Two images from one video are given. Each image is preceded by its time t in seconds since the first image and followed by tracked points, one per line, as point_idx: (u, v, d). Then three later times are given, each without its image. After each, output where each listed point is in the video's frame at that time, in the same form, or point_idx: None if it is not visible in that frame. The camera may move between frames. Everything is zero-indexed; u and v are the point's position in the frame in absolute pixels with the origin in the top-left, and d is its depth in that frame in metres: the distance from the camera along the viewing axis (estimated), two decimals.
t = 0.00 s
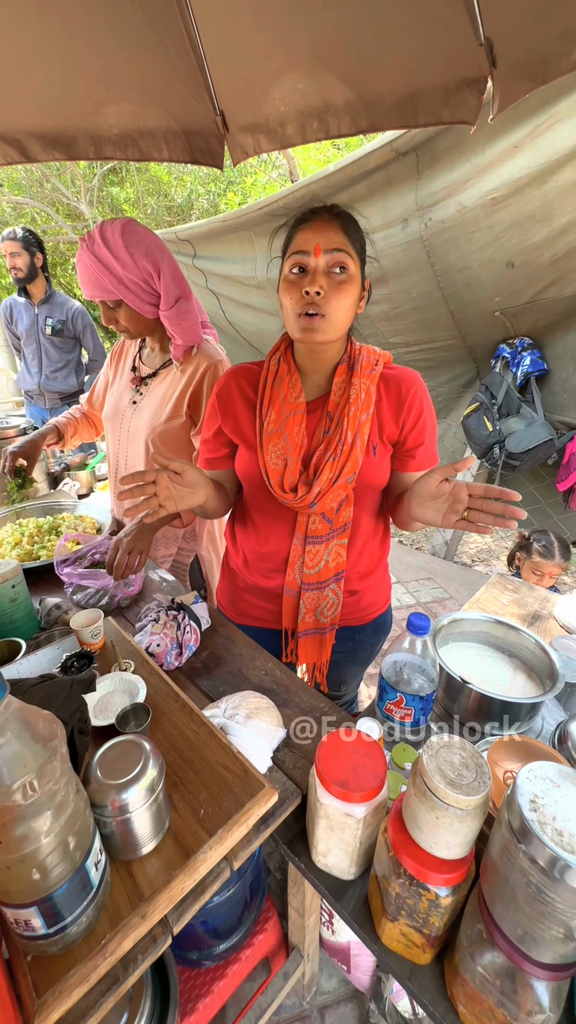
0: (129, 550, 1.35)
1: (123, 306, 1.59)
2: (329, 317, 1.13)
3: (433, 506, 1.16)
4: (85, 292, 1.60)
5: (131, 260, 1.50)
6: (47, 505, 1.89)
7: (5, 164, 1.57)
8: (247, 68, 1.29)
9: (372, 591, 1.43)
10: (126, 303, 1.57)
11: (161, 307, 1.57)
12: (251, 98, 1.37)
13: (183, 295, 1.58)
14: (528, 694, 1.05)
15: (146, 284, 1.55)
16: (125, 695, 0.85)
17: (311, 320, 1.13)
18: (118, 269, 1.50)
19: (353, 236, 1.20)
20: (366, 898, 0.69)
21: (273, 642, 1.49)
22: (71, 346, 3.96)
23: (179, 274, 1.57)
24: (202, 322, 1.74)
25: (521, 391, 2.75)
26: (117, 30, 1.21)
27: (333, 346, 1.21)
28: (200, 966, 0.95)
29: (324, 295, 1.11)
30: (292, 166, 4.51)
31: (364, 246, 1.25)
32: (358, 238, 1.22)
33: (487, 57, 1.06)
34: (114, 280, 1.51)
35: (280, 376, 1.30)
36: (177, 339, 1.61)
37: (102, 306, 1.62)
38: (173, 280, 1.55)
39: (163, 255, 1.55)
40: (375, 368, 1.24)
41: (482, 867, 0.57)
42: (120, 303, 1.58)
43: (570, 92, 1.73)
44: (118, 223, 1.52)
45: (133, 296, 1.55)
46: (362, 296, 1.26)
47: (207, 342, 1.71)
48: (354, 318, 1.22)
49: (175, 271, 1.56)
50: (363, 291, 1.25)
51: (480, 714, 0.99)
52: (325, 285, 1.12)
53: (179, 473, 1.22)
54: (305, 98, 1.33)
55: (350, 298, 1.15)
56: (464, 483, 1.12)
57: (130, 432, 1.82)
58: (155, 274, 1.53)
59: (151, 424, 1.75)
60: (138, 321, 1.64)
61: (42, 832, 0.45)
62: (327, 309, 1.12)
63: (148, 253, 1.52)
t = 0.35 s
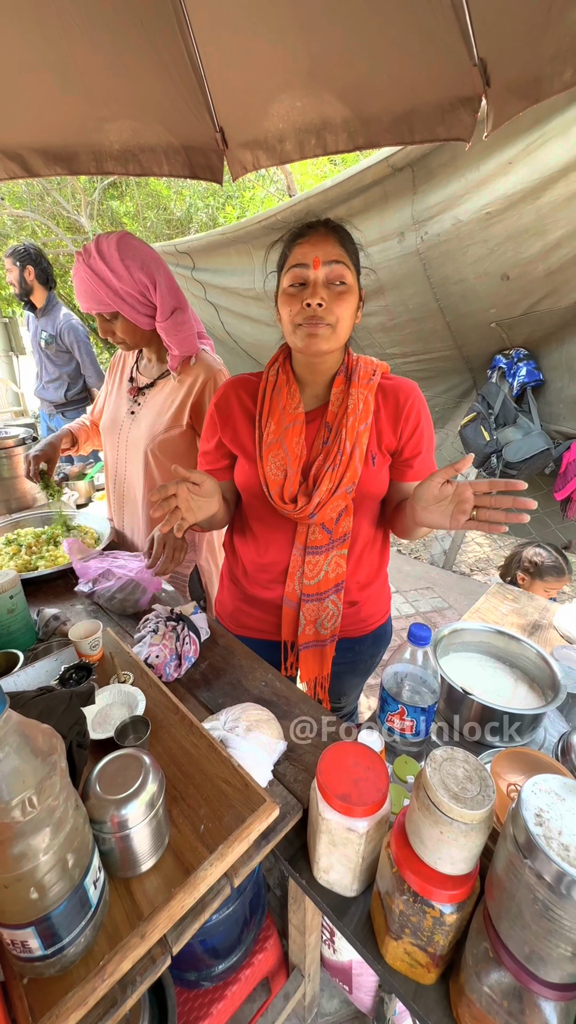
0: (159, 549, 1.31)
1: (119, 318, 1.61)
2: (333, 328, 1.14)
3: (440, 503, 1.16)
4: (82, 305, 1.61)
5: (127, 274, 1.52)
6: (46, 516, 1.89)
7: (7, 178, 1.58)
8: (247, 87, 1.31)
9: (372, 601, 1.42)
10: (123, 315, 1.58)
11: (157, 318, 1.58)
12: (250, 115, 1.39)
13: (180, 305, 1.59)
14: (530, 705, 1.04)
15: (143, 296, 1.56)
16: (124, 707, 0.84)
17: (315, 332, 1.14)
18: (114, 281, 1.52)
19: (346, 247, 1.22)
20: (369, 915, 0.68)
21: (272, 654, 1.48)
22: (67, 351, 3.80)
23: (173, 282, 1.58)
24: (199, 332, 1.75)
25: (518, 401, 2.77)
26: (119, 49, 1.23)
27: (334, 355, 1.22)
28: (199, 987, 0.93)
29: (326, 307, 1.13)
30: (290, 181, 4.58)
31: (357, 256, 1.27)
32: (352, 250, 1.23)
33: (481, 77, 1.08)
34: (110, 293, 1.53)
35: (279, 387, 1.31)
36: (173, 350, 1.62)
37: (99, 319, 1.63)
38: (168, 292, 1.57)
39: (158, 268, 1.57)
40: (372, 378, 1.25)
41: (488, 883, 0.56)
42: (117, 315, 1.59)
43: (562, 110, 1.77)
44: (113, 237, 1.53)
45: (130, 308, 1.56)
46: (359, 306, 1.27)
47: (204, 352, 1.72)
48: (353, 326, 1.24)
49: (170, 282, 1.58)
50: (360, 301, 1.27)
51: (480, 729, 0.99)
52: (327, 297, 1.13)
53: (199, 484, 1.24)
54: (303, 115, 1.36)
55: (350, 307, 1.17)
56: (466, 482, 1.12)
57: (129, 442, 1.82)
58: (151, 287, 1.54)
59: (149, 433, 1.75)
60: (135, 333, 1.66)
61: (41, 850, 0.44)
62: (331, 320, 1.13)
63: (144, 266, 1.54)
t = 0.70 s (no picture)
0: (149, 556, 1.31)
1: (119, 318, 1.60)
2: (339, 330, 1.15)
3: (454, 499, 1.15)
4: (82, 304, 1.60)
5: (126, 274, 1.51)
6: (46, 515, 1.89)
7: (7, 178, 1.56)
8: (247, 87, 1.31)
9: (372, 600, 1.42)
10: (123, 316, 1.58)
11: (157, 318, 1.58)
12: (251, 116, 1.39)
13: (180, 305, 1.59)
14: (530, 707, 1.04)
15: (143, 297, 1.56)
16: (122, 709, 0.84)
17: (323, 335, 1.15)
18: (115, 282, 1.51)
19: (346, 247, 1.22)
20: (368, 918, 0.68)
21: (272, 654, 1.48)
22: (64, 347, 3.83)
23: (175, 283, 1.59)
24: (198, 332, 1.75)
25: (519, 402, 2.77)
26: (120, 49, 1.23)
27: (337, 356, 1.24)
28: (197, 989, 0.92)
29: (335, 310, 1.13)
30: (291, 181, 4.58)
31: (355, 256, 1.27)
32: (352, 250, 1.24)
33: (482, 77, 1.08)
34: (110, 294, 1.53)
35: (277, 385, 1.30)
36: (173, 350, 1.62)
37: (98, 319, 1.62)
38: (169, 292, 1.56)
39: (159, 269, 1.56)
40: (370, 374, 1.25)
41: (487, 886, 0.56)
42: (117, 315, 1.59)
43: (563, 110, 1.76)
44: (113, 237, 1.53)
45: (131, 309, 1.56)
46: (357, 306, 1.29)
47: (204, 352, 1.72)
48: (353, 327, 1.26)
49: (170, 283, 1.57)
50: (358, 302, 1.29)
51: (481, 729, 0.98)
52: (335, 299, 1.14)
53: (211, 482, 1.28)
54: (304, 116, 1.35)
55: (354, 309, 1.18)
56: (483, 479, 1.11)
57: (130, 442, 1.82)
58: (151, 287, 1.54)
59: (151, 434, 1.75)
60: (135, 333, 1.66)
61: (36, 853, 0.43)
62: (339, 323, 1.14)
63: (144, 267, 1.54)
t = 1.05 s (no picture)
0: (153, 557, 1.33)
1: (120, 313, 1.59)
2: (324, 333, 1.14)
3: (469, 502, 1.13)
4: (81, 300, 1.60)
5: (128, 268, 1.50)
6: (45, 511, 1.89)
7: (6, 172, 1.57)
8: (247, 78, 1.29)
9: (372, 597, 1.41)
10: (124, 311, 1.57)
11: (159, 313, 1.57)
12: (251, 107, 1.37)
13: (181, 302, 1.58)
14: (532, 704, 1.03)
15: (145, 291, 1.54)
16: (121, 706, 0.84)
17: (307, 339, 1.15)
18: (117, 277, 1.50)
19: (348, 245, 1.19)
20: (368, 916, 0.67)
21: (272, 650, 1.47)
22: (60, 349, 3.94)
23: (178, 282, 1.55)
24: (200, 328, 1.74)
25: (520, 398, 2.76)
26: (119, 40, 1.22)
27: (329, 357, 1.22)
28: (197, 984, 0.92)
29: (320, 314, 1.12)
30: (292, 175, 4.55)
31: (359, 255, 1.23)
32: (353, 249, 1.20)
33: (485, 67, 1.06)
34: (111, 286, 1.51)
35: (274, 382, 1.29)
36: (175, 345, 1.61)
37: (99, 314, 1.61)
38: (171, 286, 1.54)
39: (161, 263, 1.55)
40: (369, 371, 1.24)
41: (488, 885, 0.55)
42: (118, 310, 1.58)
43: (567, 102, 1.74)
44: (115, 230, 1.51)
45: (131, 303, 1.55)
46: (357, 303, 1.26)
47: (204, 348, 1.72)
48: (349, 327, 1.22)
49: (173, 278, 1.55)
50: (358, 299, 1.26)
51: (482, 727, 0.97)
52: (321, 302, 1.12)
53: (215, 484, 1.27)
54: (305, 107, 1.34)
55: (345, 311, 1.15)
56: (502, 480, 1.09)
57: (131, 438, 1.81)
58: (153, 281, 1.52)
59: (151, 429, 1.73)
60: (135, 327, 1.63)
61: (32, 853, 0.43)
62: (324, 328, 1.13)
63: (146, 261, 1.52)
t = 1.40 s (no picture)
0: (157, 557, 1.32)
1: (131, 315, 1.60)
2: (310, 328, 1.13)
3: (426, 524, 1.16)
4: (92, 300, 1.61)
5: (142, 269, 1.51)
6: (50, 511, 1.89)
7: (11, 173, 1.55)
8: (251, 79, 1.30)
9: (375, 597, 1.42)
10: (135, 312, 1.58)
11: (170, 315, 1.58)
12: (255, 108, 1.38)
13: (192, 304, 1.60)
14: (535, 705, 1.04)
15: (157, 292, 1.56)
16: (128, 705, 0.85)
17: (293, 332, 1.15)
18: (129, 277, 1.51)
19: (360, 250, 1.20)
20: (372, 914, 0.68)
21: (275, 649, 1.48)
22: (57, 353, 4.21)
23: (188, 284, 1.58)
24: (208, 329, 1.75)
25: (524, 398, 2.76)
26: (125, 41, 1.22)
27: (323, 353, 1.21)
28: (202, 981, 0.93)
29: (304, 308, 1.12)
30: (295, 175, 4.54)
31: (366, 257, 1.22)
32: (355, 249, 1.19)
33: (490, 68, 1.06)
34: (125, 287, 1.52)
35: (280, 384, 1.30)
36: (185, 348, 1.61)
37: (110, 315, 1.62)
38: (182, 288, 1.56)
39: (172, 264, 1.56)
40: (375, 373, 1.24)
41: (492, 883, 0.56)
42: (129, 311, 1.59)
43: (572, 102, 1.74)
44: (128, 230, 1.52)
45: (142, 305, 1.56)
46: (360, 307, 1.25)
47: (213, 348, 1.73)
48: (346, 326, 1.20)
49: (184, 280, 1.57)
50: (359, 302, 1.24)
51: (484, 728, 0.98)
52: (306, 297, 1.13)
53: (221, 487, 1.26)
54: (309, 108, 1.34)
55: (335, 307, 1.14)
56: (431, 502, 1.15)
57: (139, 438, 1.81)
58: (165, 283, 1.54)
59: (161, 429, 1.74)
60: (146, 329, 1.64)
61: (45, 848, 0.44)
62: (308, 321, 1.13)
63: (158, 262, 1.53)
